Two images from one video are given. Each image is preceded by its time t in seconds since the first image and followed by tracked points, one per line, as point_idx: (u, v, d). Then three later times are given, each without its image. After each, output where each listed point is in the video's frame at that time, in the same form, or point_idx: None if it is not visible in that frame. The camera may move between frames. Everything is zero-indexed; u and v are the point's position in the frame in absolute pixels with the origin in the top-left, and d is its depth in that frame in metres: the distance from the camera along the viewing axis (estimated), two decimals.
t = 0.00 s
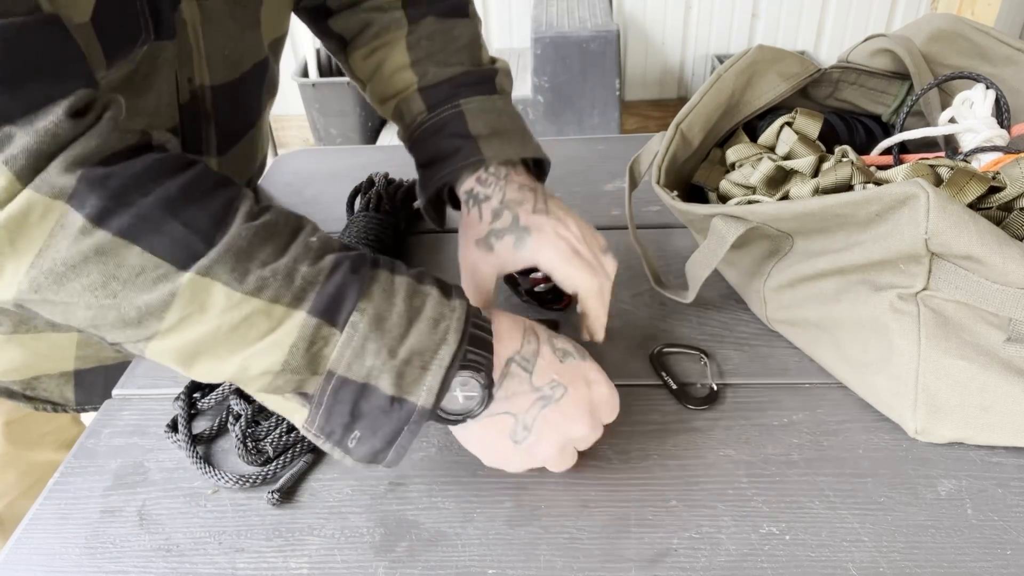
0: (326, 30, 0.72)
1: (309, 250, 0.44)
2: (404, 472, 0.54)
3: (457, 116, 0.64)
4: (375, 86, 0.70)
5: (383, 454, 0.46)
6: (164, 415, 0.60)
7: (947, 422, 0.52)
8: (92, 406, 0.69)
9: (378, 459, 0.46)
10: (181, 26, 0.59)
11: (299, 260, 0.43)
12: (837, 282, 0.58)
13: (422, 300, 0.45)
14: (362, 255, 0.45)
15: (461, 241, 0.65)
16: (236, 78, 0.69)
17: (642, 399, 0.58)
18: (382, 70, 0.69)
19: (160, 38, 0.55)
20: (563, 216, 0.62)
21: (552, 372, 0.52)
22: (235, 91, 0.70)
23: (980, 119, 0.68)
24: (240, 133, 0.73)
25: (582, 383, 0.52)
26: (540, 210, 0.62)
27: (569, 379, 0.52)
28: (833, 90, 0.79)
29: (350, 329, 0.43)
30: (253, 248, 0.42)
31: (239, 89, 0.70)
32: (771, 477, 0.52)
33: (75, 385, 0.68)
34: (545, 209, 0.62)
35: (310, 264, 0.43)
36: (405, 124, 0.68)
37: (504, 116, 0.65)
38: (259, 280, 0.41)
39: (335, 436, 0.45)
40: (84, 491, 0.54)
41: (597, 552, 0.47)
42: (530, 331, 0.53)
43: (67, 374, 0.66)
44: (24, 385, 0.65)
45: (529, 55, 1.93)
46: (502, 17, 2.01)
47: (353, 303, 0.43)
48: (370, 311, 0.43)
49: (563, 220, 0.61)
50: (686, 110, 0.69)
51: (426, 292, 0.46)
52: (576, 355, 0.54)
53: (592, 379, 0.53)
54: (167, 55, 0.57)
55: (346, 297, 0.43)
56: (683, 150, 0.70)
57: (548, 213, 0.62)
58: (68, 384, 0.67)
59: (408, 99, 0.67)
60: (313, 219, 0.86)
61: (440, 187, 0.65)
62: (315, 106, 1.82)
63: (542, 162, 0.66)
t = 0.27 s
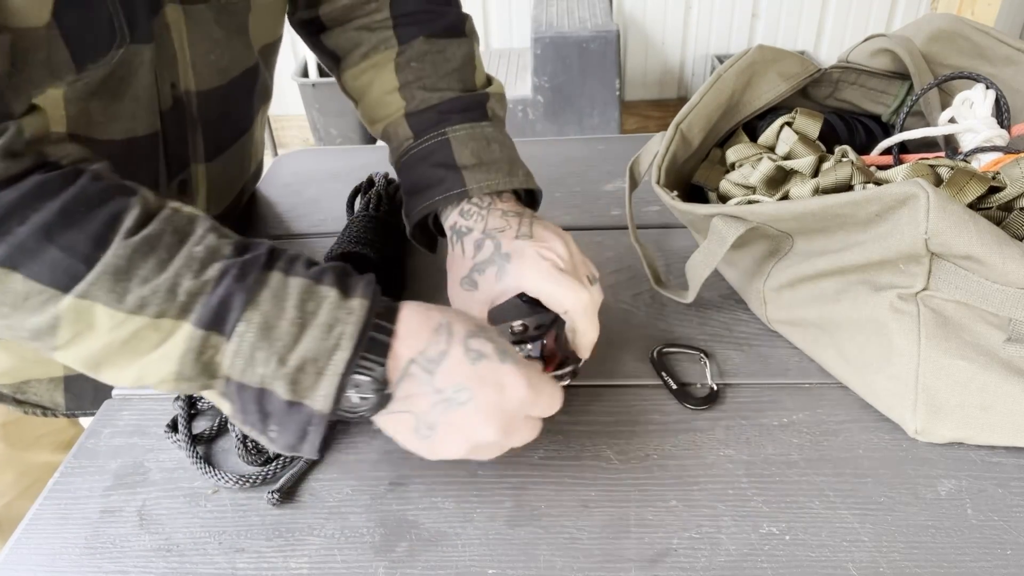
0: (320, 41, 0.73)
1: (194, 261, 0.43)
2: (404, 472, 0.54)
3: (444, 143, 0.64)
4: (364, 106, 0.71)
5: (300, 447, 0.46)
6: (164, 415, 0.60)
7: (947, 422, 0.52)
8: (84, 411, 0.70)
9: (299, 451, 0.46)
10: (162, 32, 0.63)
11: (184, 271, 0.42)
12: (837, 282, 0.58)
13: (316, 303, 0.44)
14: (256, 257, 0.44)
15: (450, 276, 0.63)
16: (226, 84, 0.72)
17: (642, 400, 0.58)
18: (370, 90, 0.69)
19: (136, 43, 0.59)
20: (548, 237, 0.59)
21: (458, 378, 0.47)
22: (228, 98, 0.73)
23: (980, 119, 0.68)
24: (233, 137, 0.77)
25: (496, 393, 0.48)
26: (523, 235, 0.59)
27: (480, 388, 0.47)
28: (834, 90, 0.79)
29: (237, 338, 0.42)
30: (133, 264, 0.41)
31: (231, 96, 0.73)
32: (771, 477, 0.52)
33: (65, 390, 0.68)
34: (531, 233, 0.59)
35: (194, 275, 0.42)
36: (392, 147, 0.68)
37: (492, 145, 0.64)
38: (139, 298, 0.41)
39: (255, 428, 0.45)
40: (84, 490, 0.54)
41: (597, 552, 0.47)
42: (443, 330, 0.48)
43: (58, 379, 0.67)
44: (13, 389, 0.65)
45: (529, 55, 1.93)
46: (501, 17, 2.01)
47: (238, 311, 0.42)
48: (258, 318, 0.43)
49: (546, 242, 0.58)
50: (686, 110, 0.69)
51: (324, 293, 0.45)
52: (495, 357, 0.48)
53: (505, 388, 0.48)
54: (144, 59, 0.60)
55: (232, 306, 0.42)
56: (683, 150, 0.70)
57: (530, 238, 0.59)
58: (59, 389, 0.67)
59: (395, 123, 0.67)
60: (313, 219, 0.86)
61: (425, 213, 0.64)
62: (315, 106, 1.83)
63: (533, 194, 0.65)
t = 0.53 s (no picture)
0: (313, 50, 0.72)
1: (114, 276, 0.44)
2: (404, 472, 0.54)
3: (437, 158, 0.63)
4: (356, 120, 0.71)
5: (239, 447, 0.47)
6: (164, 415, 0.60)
7: (947, 422, 0.52)
8: (72, 417, 0.68)
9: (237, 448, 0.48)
10: (143, 37, 0.64)
11: (104, 288, 0.44)
12: (837, 282, 0.58)
13: (237, 318, 0.45)
14: (178, 271, 0.45)
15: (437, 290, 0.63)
16: (213, 88, 0.73)
17: (642, 400, 0.58)
18: (363, 103, 0.69)
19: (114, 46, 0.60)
20: (542, 262, 0.58)
21: (382, 401, 0.48)
22: (216, 104, 0.74)
23: (981, 119, 0.68)
24: (222, 144, 0.78)
25: (417, 419, 0.48)
26: (516, 256, 0.59)
27: (402, 412, 0.48)
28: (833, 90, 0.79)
29: (159, 352, 0.44)
30: (53, 281, 0.44)
31: (219, 101, 0.74)
32: (771, 478, 0.51)
33: (53, 396, 0.68)
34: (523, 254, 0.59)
35: (114, 291, 0.44)
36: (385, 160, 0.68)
37: (486, 158, 0.64)
38: (60, 315, 0.43)
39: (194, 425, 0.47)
40: (84, 490, 0.54)
41: (597, 552, 0.47)
42: (369, 352, 0.48)
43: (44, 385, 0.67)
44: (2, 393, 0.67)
45: (529, 55, 1.93)
46: (501, 16, 2.01)
47: (157, 328, 0.44)
48: (177, 335, 0.44)
49: (539, 267, 0.58)
50: (686, 110, 0.69)
51: (246, 307, 0.46)
52: (419, 383, 0.48)
53: (426, 414, 0.48)
54: (123, 62, 0.62)
55: (152, 322, 0.44)
56: (683, 150, 0.70)
57: (524, 259, 0.58)
58: (46, 395, 0.67)
59: (387, 136, 0.67)
60: (313, 219, 0.86)
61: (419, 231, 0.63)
62: (315, 106, 1.83)
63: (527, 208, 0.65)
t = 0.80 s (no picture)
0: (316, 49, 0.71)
1: (82, 300, 0.44)
2: (405, 472, 0.54)
3: (445, 154, 0.62)
4: (360, 117, 0.69)
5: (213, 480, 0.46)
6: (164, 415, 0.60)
7: (947, 422, 0.52)
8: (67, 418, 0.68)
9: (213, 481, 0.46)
10: (128, 41, 0.64)
11: (70, 311, 0.43)
12: (837, 282, 0.58)
13: (210, 347, 0.44)
14: (150, 296, 0.45)
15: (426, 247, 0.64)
16: (201, 91, 0.73)
17: (642, 400, 0.58)
18: (366, 100, 0.68)
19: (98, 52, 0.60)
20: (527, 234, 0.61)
21: (382, 410, 0.47)
22: (204, 107, 0.74)
23: (980, 119, 0.68)
24: (210, 148, 0.77)
25: (420, 413, 0.48)
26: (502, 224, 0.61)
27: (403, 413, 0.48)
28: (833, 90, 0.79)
29: (125, 382, 0.43)
30: (19, 302, 0.43)
31: (208, 104, 0.74)
32: (771, 477, 0.51)
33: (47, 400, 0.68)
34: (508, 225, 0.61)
35: (78, 316, 0.43)
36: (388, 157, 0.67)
37: (492, 154, 0.63)
38: (22, 338, 0.43)
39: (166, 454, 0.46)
40: (84, 490, 0.54)
41: (597, 552, 0.47)
42: (354, 373, 0.46)
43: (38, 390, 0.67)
44: None
45: (529, 55, 1.93)
46: (501, 16, 2.01)
47: (124, 356, 0.43)
48: (145, 364, 0.43)
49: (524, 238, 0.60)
50: (686, 110, 0.69)
51: (220, 335, 0.44)
52: (415, 384, 0.47)
53: (430, 407, 0.49)
54: (106, 68, 0.61)
55: (119, 350, 0.43)
56: (683, 150, 0.70)
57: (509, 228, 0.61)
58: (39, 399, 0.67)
59: (391, 133, 0.66)
60: (313, 219, 0.86)
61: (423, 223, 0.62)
62: (315, 106, 1.83)
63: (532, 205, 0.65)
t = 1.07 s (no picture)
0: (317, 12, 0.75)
1: (81, 304, 0.44)
2: (405, 472, 0.54)
3: (423, 92, 0.65)
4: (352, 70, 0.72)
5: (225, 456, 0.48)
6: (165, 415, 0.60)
7: (947, 422, 0.52)
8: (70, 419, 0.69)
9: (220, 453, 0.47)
10: (123, 41, 0.64)
11: (71, 317, 0.43)
12: (837, 282, 0.58)
13: (212, 341, 0.45)
14: (147, 294, 0.45)
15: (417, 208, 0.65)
16: (196, 90, 0.73)
17: (642, 400, 0.58)
18: (358, 52, 0.71)
19: (93, 51, 0.61)
20: (498, 171, 0.60)
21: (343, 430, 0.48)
22: (200, 107, 0.74)
23: (981, 119, 0.68)
24: (207, 148, 0.77)
25: (381, 447, 0.49)
26: (472, 167, 0.60)
27: (366, 440, 0.49)
28: (834, 90, 0.79)
29: (132, 379, 0.44)
30: (20, 309, 0.43)
31: (203, 104, 0.75)
32: (771, 478, 0.51)
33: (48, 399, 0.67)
34: (479, 164, 0.61)
35: (80, 321, 0.43)
36: (376, 106, 0.70)
37: (472, 94, 0.65)
38: (26, 345, 0.43)
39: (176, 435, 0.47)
40: (84, 490, 0.54)
41: (597, 552, 0.47)
42: (327, 396, 0.47)
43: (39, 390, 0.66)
44: None
45: (529, 55, 1.93)
46: (502, 16, 2.01)
47: (129, 357, 0.44)
48: (151, 360, 0.44)
49: (493, 177, 0.59)
50: (686, 110, 0.69)
51: (220, 329, 0.45)
52: (380, 426, 0.48)
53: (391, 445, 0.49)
54: (100, 68, 0.61)
55: (123, 349, 0.44)
56: (683, 149, 0.70)
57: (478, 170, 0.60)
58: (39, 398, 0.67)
59: (375, 77, 0.69)
60: (313, 219, 0.86)
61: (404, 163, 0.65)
62: (315, 106, 1.82)
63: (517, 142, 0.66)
